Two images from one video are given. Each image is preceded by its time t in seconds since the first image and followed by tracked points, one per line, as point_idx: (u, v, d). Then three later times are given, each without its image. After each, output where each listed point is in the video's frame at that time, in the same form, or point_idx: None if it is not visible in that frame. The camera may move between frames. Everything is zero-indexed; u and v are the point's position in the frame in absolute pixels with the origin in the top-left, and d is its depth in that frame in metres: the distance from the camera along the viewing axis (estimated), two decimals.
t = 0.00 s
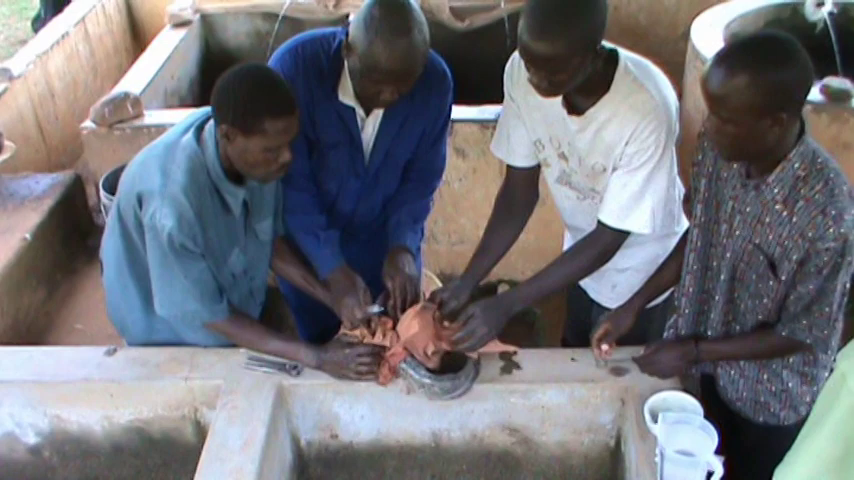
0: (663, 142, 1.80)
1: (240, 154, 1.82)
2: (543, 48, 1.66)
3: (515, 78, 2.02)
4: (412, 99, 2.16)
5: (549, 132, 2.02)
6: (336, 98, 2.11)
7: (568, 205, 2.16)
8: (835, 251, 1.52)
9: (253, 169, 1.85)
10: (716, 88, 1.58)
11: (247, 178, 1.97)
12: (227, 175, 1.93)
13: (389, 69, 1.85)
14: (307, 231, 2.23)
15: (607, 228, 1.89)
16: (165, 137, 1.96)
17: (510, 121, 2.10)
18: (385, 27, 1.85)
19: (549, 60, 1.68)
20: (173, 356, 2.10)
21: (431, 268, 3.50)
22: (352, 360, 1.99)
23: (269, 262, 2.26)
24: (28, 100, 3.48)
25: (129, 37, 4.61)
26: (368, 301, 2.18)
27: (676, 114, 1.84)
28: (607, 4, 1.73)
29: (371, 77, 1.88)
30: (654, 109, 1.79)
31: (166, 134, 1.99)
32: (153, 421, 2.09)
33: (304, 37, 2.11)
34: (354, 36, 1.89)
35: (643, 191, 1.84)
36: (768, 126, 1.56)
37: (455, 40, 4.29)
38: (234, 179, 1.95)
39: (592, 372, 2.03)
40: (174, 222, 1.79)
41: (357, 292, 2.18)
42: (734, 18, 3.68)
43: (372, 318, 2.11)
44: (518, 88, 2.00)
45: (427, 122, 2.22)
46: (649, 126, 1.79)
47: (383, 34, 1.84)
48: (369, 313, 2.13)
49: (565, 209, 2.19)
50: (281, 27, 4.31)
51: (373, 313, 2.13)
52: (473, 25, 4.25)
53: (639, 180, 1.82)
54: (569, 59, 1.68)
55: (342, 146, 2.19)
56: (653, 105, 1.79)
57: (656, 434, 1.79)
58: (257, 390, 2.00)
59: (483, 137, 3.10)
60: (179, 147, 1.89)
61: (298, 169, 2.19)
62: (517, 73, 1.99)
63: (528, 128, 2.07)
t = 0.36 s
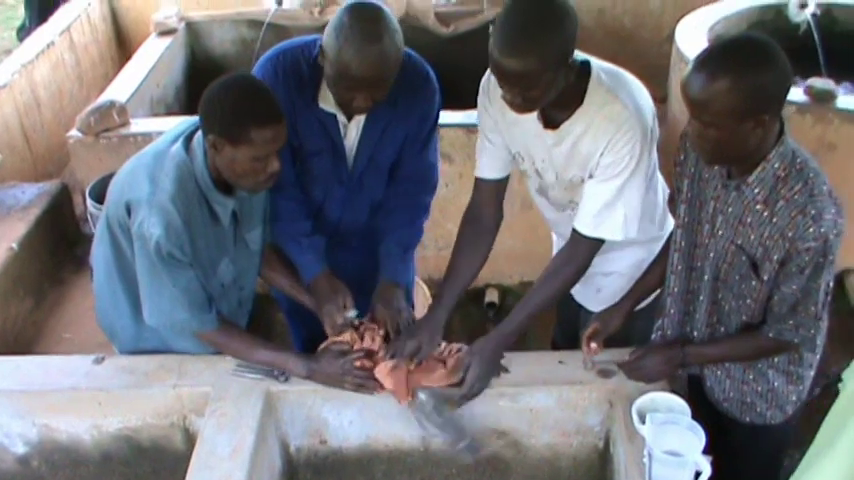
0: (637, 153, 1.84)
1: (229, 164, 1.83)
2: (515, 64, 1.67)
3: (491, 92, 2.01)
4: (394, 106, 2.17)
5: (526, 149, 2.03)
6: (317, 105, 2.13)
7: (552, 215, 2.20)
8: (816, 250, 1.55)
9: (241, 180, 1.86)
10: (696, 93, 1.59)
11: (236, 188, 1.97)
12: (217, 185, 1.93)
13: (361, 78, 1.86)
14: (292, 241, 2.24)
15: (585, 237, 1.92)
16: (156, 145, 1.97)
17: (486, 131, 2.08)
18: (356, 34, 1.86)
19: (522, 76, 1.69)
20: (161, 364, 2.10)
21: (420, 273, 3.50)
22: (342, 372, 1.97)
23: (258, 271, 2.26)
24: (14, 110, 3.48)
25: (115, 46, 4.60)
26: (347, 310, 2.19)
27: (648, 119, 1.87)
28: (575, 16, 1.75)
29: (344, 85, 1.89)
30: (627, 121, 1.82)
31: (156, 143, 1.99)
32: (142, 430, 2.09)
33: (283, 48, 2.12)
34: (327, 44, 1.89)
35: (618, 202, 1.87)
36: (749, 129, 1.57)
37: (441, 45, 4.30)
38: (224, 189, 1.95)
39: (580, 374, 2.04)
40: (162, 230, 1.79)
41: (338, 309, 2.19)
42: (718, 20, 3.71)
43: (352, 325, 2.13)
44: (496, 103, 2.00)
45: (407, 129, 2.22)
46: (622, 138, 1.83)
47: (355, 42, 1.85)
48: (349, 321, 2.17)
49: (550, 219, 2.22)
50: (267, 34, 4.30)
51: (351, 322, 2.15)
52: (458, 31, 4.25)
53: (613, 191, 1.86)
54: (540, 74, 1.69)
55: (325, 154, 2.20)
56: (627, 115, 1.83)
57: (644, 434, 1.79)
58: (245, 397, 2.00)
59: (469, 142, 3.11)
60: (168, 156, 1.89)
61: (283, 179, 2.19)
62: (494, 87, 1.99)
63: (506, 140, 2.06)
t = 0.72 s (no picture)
0: (615, 166, 1.84)
1: (209, 178, 1.83)
2: (491, 75, 1.69)
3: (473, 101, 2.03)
4: (378, 114, 2.18)
5: (505, 157, 2.04)
6: (299, 116, 2.15)
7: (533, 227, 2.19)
8: (796, 262, 1.56)
9: (224, 193, 1.86)
10: (679, 106, 1.60)
11: (218, 201, 1.97)
12: (199, 197, 1.94)
13: (337, 90, 1.87)
14: (275, 253, 2.25)
15: (576, 255, 1.95)
16: (138, 156, 1.98)
17: (467, 139, 2.09)
18: (332, 46, 1.87)
19: (498, 86, 1.70)
20: (145, 373, 2.10)
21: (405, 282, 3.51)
22: (326, 382, 1.98)
23: (241, 281, 2.25)
24: None
25: (100, 54, 4.60)
26: (331, 316, 2.19)
27: (627, 129, 1.87)
28: (553, 27, 1.76)
29: (320, 97, 1.90)
30: (604, 133, 1.83)
31: (139, 154, 2.00)
32: (126, 439, 2.08)
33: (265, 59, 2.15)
34: (303, 56, 1.90)
35: (601, 216, 1.89)
36: (732, 141, 1.59)
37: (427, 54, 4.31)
38: (206, 201, 1.95)
39: (563, 383, 2.05)
40: (144, 242, 1.80)
41: (320, 315, 2.19)
42: (702, 31, 3.74)
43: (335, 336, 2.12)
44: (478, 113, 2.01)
45: (393, 136, 2.22)
46: (601, 151, 1.83)
47: (330, 53, 1.86)
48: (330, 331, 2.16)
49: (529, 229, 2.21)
50: (252, 43, 4.30)
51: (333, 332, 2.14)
52: (443, 41, 4.24)
53: (596, 206, 1.88)
54: (518, 85, 1.71)
55: (309, 163, 2.21)
56: (605, 127, 1.83)
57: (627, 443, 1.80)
58: (228, 405, 2.01)
59: (454, 151, 3.12)
60: (150, 167, 1.90)
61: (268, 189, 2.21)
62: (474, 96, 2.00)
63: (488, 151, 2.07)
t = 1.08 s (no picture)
0: (601, 158, 1.83)
1: (203, 177, 1.83)
2: (463, 74, 1.70)
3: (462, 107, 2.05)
4: (378, 108, 2.17)
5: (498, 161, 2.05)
6: (298, 109, 2.13)
7: (533, 223, 2.20)
8: (794, 260, 1.56)
9: (218, 192, 1.86)
10: (675, 103, 1.59)
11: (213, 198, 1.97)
12: (194, 195, 1.93)
13: (342, 82, 1.86)
14: (269, 249, 2.26)
15: (576, 253, 1.94)
16: (132, 154, 1.97)
17: (461, 143, 2.09)
18: (337, 38, 1.86)
19: (473, 85, 1.71)
20: (140, 369, 2.10)
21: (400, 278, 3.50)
22: (322, 377, 1.98)
23: (235, 279, 2.25)
24: None
25: (95, 50, 4.59)
26: (323, 312, 2.18)
27: (614, 120, 1.86)
28: (529, 25, 1.76)
29: (324, 89, 1.89)
30: (587, 124, 1.83)
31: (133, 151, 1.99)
32: (120, 436, 2.08)
33: (266, 52, 2.13)
34: (308, 47, 1.89)
35: (595, 210, 1.88)
36: (728, 138, 1.58)
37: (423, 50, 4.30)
38: (201, 199, 1.95)
39: (558, 380, 2.04)
40: (139, 241, 1.79)
41: (315, 313, 2.17)
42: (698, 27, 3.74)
43: (329, 332, 2.10)
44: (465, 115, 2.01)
45: (391, 131, 2.21)
46: (587, 143, 1.83)
47: (335, 46, 1.85)
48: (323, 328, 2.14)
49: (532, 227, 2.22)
50: (248, 39, 4.29)
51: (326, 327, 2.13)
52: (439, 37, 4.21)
53: (588, 199, 1.87)
54: (493, 83, 1.71)
55: (306, 157, 2.20)
56: (588, 119, 1.83)
57: (623, 440, 1.80)
58: (223, 402, 2.00)
59: (449, 147, 3.11)
60: (144, 165, 1.89)
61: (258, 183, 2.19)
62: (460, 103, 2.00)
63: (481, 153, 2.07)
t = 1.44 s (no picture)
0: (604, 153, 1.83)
1: (202, 174, 1.83)
2: (451, 67, 1.70)
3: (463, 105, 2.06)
4: (381, 104, 2.17)
5: (496, 160, 2.06)
6: (303, 103, 2.13)
7: (529, 225, 2.20)
8: (790, 260, 1.56)
9: (217, 190, 1.86)
10: (666, 105, 1.59)
11: (212, 196, 1.96)
12: (193, 193, 1.93)
13: (354, 76, 1.86)
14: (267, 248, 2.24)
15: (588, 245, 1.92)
16: (130, 152, 1.96)
17: (467, 140, 2.10)
18: (351, 34, 1.85)
19: (462, 79, 1.70)
20: (140, 369, 2.09)
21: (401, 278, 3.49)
22: (323, 378, 1.99)
23: (235, 279, 2.25)
24: None
25: (95, 49, 4.58)
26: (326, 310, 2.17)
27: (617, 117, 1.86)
28: (522, 22, 1.75)
29: (335, 83, 1.88)
30: (588, 120, 1.82)
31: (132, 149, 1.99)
32: (120, 436, 2.07)
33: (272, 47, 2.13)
34: (320, 41, 1.89)
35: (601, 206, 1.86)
36: (718, 141, 1.58)
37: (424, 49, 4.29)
38: (200, 196, 1.94)
39: (559, 380, 2.04)
40: (138, 239, 1.79)
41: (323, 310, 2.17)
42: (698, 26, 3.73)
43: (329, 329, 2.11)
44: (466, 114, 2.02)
45: (395, 128, 2.20)
46: (588, 138, 1.82)
47: (348, 41, 1.85)
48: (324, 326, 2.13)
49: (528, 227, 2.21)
50: (248, 38, 4.27)
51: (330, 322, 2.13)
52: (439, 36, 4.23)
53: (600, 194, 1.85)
54: (482, 78, 1.70)
55: (309, 151, 2.19)
56: (586, 115, 1.82)
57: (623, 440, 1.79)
58: (224, 403, 2.00)
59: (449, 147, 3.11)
60: (142, 163, 1.89)
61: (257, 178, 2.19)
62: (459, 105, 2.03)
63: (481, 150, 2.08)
